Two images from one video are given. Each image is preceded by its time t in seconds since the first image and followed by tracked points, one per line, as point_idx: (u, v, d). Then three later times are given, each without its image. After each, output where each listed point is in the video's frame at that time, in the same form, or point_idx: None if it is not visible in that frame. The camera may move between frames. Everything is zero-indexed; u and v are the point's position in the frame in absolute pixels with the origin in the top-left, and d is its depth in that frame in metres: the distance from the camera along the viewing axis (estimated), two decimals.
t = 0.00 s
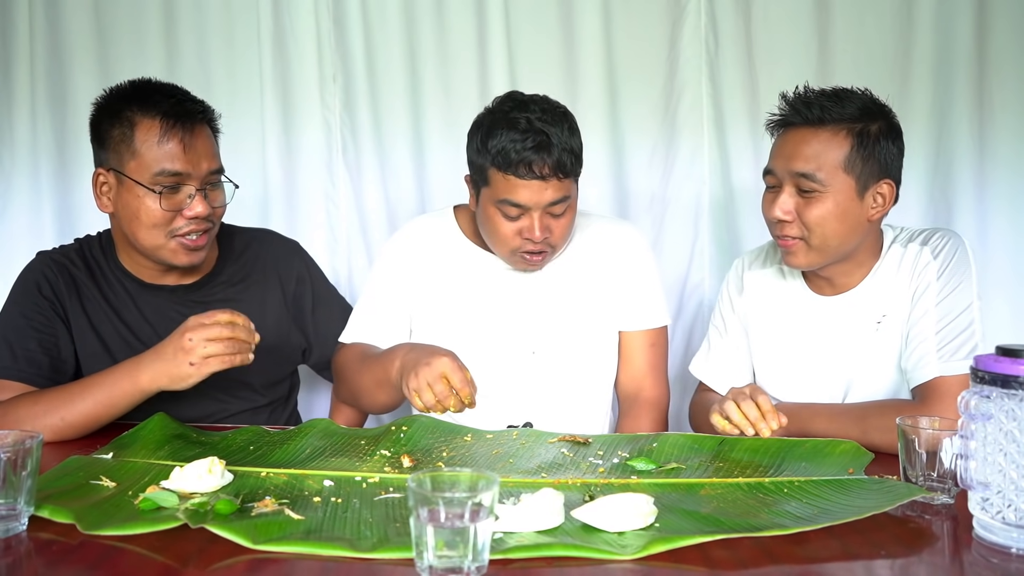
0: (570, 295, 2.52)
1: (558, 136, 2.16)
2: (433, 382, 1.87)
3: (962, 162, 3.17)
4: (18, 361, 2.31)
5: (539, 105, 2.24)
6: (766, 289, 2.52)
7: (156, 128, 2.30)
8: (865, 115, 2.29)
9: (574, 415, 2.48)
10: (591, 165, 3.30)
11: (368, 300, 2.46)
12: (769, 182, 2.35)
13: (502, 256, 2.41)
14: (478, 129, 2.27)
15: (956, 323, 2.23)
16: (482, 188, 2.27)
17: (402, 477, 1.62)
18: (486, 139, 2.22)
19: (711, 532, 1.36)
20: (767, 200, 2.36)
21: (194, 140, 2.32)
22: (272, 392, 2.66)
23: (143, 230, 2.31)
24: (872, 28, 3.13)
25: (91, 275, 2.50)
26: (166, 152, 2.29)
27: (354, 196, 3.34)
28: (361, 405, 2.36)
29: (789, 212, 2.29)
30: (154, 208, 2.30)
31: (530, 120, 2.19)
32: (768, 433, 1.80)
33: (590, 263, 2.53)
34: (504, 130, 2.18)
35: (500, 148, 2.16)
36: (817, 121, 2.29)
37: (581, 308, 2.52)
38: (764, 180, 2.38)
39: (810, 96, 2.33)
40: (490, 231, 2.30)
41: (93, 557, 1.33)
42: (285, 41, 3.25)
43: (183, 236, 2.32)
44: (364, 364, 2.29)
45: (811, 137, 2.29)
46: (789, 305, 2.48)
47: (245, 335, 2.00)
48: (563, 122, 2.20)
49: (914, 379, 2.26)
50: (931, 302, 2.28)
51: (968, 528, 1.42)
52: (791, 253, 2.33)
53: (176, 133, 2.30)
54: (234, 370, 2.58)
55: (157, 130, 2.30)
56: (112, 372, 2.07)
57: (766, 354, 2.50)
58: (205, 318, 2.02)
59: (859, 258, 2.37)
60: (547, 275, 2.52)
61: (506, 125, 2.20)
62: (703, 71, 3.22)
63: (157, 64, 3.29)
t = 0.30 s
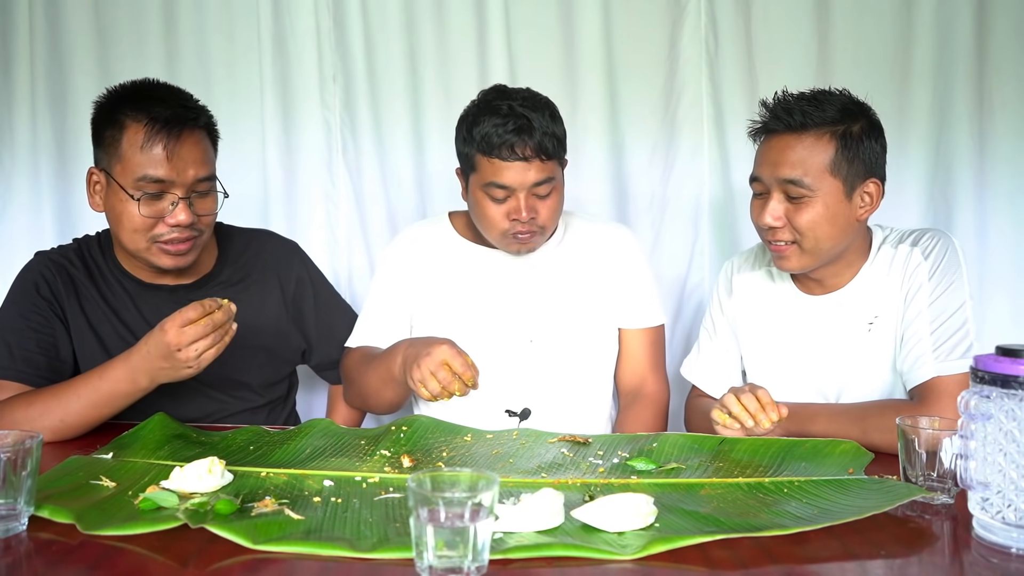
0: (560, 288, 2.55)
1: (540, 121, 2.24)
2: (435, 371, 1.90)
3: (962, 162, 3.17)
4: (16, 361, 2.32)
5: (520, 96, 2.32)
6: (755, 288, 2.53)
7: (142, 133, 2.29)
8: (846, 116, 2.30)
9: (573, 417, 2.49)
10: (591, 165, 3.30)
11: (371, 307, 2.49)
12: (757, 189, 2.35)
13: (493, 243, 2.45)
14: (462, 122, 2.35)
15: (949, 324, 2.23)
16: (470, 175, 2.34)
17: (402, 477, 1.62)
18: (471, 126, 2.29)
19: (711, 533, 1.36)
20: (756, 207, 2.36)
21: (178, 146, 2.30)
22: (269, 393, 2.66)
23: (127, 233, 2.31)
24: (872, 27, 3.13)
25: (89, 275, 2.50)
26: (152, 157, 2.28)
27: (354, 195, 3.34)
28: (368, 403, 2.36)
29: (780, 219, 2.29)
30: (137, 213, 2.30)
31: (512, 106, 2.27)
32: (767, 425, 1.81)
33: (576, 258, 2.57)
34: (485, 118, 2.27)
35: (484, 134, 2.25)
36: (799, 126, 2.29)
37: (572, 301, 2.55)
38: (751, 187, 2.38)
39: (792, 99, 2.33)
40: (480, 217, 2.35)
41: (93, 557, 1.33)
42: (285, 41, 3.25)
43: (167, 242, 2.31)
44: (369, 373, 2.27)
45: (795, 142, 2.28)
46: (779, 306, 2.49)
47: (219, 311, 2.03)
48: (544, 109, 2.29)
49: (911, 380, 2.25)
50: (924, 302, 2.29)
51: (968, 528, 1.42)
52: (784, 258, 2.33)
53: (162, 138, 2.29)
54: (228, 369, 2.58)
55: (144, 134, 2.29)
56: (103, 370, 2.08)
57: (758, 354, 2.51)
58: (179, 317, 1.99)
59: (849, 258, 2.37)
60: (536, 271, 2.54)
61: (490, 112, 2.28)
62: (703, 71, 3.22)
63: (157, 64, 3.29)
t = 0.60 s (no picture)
0: (558, 287, 2.56)
1: (542, 121, 2.26)
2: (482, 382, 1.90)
3: (962, 162, 3.17)
4: (19, 362, 2.31)
5: (521, 97, 2.34)
6: (756, 288, 2.53)
7: (148, 140, 2.29)
8: (853, 115, 2.31)
9: (577, 416, 2.52)
10: (591, 165, 3.31)
11: (371, 302, 2.48)
12: (761, 185, 2.35)
13: (494, 241, 2.45)
14: (465, 119, 2.36)
15: (950, 324, 2.22)
16: (471, 173, 2.35)
17: (402, 477, 1.62)
18: (473, 125, 2.30)
19: (711, 533, 1.36)
20: (760, 202, 2.36)
21: (185, 155, 2.30)
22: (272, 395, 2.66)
23: (134, 240, 2.32)
24: (872, 27, 3.13)
25: (94, 276, 2.50)
26: (159, 165, 2.28)
27: (355, 195, 3.34)
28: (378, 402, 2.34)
29: (784, 215, 2.29)
30: (142, 219, 2.30)
31: (514, 105, 2.29)
32: (765, 425, 1.82)
33: (574, 259, 2.58)
34: (489, 116, 2.27)
35: (487, 132, 2.25)
36: (806, 123, 2.30)
37: (570, 301, 2.56)
38: (755, 184, 2.39)
39: (798, 98, 2.34)
40: (480, 215, 2.36)
41: (92, 557, 1.33)
42: (284, 40, 3.25)
43: (173, 248, 2.32)
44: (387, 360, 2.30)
45: (802, 139, 2.29)
46: (780, 306, 2.49)
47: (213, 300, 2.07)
48: (546, 109, 2.30)
49: (912, 380, 2.25)
50: (925, 304, 2.28)
51: (967, 528, 1.42)
52: (787, 253, 2.33)
53: (168, 146, 2.28)
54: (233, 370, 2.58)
55: (150, 141, 2.29)
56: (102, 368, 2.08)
57: (759, 353, 2.51)
58: (178, 308, 2.02)
59: (850, 258, 2.38)
60: (535, 270, 2.54)
61: (492, 111, 2.29)
62: (703, 70, 3.22)
63: (157, 64, 3.29)
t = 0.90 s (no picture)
0: (564, 289, 2.56)
1: (554, 120, 2.27)
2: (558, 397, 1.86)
3: (962, 163, 3.17)
4: (21, 366, 2.31)
5: (533, 96, 2.35)
6: (764, 287, 2.53)
7: (162, 145, 2.29)
8: (870, 113, 2.32)
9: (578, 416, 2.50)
10: (592, 165, 3.31)
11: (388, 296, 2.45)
12: (775, 182, 2.35)
13: (502, 240, 2.44)
14: (478, 117, 2.37)
15: (956, 326, 2.22)
16: (483, 170, 2.36)
17: (403, 477, 1.62)
18: (487, 123, 2.31)
19: (712, 533, 1.36)
20: (774, 198, 2.37)
21: (200, 160, 2.29)
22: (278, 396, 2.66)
23: (145, 244, 2.33)
24: (872, 26, 3.13)
25: (100, 279, 2.50)
26: (172, 170, 2.28)
27: (355, 195, 3.34)
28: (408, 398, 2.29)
29: (799, 211, 2.30)
30: (154, 225, 2.31)
31: (527, 105, 2.29)
32: (766, 425, 1.82)
33: (578, 263, 2.58)
34: (501, 114, 2.28)
35: (499, 130, 2.26)
36: (824, 121, 2.30)
37: (580, 307, 2.57)
38: (769, 180, 2.39)
39: (815, 96, 2.34)
40: (489, 211, 2.36)
41: (93, 557, 1.34)
42: (284, 40, 3.25)
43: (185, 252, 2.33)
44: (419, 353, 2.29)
45: (820, 137, 2.29)
46: (788, 306, 2.49)
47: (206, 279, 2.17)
48: (558, 109, 2.31)
49: (917, 379, 2.25)
50: (932, 306, 2.28)
51: (967, 528, 1.42)
52: (799, 248, 2.33)
53: (181, 151, 2.28)
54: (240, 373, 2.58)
55: (164, 146, 2.28)
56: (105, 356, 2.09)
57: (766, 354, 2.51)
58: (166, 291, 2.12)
59: (862, 255, 2.37)
60: (541, 272, 2.55)
61: (505, 109, 2.30)
62: (703, 71, 3.22)
63: (157, 64, 3.29)
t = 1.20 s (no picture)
0: (575, 292, 2.56)
1: (545, 121, 2.29)
2: (537, 379, 1.97)
3: (962, 164, 3.17)
4: (21, 368, 2.30)
5: (535, 95, 2.37)
6: (771, 287, 2.53)
7: (166, 143, 2.28)
8: (880, 115, 2.32)
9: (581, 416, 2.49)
10: (591, 165, 3.31)
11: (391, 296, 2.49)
12: (785, 183, 2.35)
13: (496, 237, 2.45)
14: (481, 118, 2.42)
15: (961, 328, 2.22)
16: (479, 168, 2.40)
17: (403, 477, 1.62)
18: (482, 121, 2.36)
19: (711, 533, 1.36)
20: (783, 200, 2.37)
21: (202, 158, 2.29)
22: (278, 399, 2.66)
23: (148, 244, 2.33)
24: (872, 26, 3.13)
25: (100, 281, 2.51)
26: (175, 167, 2.27)
27: (355, 195, 3.34)
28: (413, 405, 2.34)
29: (809, 213, 2.30)
30: (157, 224, 2.31)
31: (523, 102, 2.33)
32: (766, 426, 1.82)
33: (586, 264, 2.58)
34: (496, 109, 2.32)
35: (489, 126, 2.30)
36: (834, 123, 2.31)
37: (586, 309, 2.56)
38: (778, 181, 2.39)
39: (824, 97, 2.34)
40: (482, 209, 2.39)
41: (93, 556, 1.34)
42: (284, 40, 3.25)
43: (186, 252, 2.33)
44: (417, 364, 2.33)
45: (829, 138, 2.30)
46: (794, 305, 2.49)
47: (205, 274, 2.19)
48: (555, 109, 2.33)
49: (920, 378, 2.25)
50: (937, 307, 2.29)
51: (967, 528, 1.42)
52: (810, 252, 2.33)
53: (185, 151, 2.28)
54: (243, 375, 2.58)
55: (168, 144, 2.28)
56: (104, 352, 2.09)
57: (771, 352, 2.50)
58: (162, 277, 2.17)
59: (868, 258, 2.39)
60: (545, 272, 2.55)
61: (498, 107, 2.34)
62: (703, 71, 3.22)
63: (158, 63, 3.29)
